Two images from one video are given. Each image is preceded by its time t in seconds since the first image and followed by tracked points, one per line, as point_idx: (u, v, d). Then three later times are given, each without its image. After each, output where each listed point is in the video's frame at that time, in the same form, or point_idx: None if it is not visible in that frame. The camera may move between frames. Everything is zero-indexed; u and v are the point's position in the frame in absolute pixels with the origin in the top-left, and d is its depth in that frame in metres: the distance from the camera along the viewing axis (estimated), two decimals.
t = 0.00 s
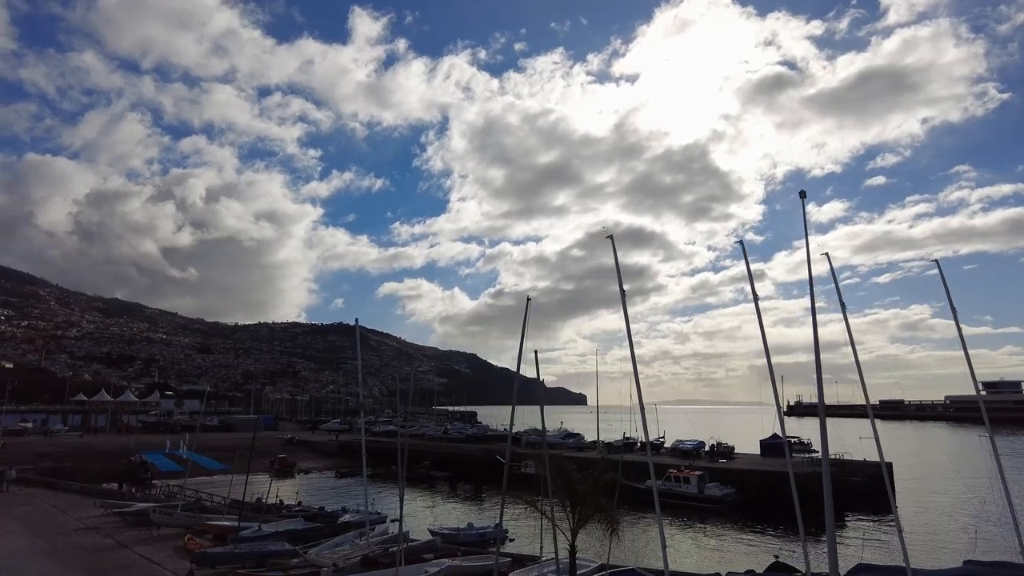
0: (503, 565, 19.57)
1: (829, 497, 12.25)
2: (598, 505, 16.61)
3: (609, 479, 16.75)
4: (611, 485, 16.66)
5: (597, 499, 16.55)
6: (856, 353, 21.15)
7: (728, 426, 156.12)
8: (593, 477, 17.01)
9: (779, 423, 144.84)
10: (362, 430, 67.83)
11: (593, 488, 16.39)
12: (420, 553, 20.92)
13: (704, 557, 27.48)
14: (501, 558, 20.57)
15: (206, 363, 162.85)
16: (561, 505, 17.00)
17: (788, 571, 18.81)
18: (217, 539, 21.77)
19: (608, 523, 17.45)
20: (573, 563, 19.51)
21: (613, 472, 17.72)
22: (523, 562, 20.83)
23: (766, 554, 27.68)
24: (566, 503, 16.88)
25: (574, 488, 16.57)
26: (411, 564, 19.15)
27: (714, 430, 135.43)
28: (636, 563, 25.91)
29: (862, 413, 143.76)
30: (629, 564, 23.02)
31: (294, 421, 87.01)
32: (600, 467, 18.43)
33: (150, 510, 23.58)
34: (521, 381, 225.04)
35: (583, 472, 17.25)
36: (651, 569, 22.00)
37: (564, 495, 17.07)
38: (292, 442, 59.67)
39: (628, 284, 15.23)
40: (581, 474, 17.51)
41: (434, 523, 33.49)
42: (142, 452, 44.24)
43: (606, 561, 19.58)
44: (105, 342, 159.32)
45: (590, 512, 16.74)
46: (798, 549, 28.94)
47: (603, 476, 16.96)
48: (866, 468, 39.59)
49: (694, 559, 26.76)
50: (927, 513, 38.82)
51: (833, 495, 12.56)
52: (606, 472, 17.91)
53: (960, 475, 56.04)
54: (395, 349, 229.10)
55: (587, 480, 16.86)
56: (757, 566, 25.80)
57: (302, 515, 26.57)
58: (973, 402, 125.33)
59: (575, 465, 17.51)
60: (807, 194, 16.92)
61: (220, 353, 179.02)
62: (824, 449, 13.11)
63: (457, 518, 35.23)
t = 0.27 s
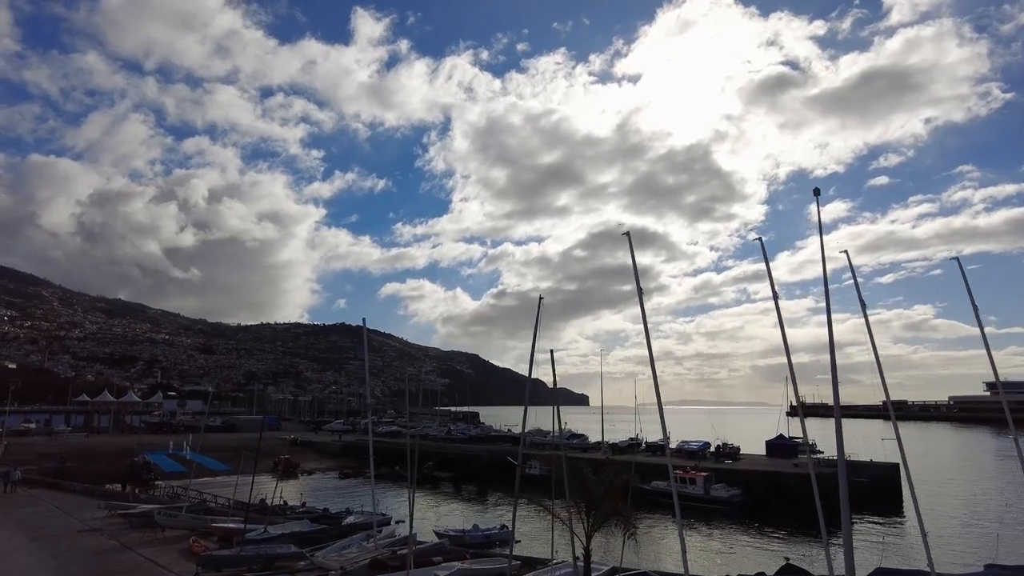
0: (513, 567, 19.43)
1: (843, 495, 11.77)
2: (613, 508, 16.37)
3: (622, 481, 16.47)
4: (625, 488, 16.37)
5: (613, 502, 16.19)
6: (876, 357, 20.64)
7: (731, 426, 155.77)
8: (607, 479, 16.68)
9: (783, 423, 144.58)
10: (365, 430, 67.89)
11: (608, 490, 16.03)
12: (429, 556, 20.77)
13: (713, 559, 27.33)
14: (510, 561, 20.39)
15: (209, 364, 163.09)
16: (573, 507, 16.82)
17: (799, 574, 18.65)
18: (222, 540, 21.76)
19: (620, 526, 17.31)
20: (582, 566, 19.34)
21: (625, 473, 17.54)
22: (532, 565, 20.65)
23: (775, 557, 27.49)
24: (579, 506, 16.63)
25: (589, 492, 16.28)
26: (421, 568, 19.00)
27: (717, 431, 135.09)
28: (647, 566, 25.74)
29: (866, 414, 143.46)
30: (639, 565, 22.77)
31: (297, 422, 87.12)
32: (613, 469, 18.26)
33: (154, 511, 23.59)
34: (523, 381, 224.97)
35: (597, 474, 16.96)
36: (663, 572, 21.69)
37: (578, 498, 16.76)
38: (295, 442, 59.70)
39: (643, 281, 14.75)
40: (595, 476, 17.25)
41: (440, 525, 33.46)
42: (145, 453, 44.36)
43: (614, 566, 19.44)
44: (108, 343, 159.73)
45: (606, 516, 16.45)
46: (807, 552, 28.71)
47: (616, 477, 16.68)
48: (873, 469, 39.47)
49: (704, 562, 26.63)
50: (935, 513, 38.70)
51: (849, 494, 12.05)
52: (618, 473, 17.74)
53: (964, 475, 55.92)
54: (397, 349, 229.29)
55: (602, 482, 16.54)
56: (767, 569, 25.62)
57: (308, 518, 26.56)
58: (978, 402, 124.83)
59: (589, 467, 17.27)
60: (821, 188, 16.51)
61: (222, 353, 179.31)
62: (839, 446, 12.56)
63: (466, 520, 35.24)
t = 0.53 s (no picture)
0: (522, 565, 19.41)
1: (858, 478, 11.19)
2: (625, 505, 16.26)
3: (633, 477, 16.37)
4: (637, 485, 16.29)
5: (626, 499, 16.09)
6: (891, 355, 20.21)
7: (733, 422, 156.01)
8: (620, 476, 16.57)
9: (784, 419, 144.68)
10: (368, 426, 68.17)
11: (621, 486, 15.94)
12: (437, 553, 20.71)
13: (719, 556, 27.36)
14: (518, 557, 20.35)
15: (210, 360, 163.33)
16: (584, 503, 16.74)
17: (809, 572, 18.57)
18: (227, 537, 21.80)
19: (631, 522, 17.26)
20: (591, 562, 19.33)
21: (636, 470, 17.46)
22: (541, 561, 20.65)
23: (780, 552, 27.51)
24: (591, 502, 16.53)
25: (602, 489, 16.15)
26: (428, 565, 18.97)
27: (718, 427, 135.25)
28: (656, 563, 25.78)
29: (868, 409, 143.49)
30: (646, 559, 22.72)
31: (299, 417, 87.45)
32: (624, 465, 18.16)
33: (158, 507, 23.65)
34: (524, 377, 225.44)
35: (610, 471, 16.85)
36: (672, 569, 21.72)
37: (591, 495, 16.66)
38: (298, 438, 59.89)
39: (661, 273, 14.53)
40: (607, 473, 17.14)
41: (445, 520, 33.52)
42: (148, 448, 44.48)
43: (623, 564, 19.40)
44: (110, 339, 160.00)
45: (620, 513, 16.34)
46: (811, 548, 28.70)
47: (628, 473, 16.56)
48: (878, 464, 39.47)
49: (711, 558, 26.67)
50: (939, 509, 38.70)
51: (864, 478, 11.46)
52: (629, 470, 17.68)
53: (968, 470, 55.96)
54: (398, 345, 229.72)
55: (615, 478, 16.44)
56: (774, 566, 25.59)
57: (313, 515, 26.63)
58: (980, 397, 124.80)
59: (600, 463, 17.19)
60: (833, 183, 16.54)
61: (224, 349, 179.57)
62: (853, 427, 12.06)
63: (471, 515, 35.30)
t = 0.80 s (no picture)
0: (531, 567, 19.34)
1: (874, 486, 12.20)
2: (644, 504, 15.82)
3: (650, 478, 15.91)
4: (654, 487, 15.84)
5: (643, 501, 15.70)
6: (918, 347, 20.10)
7: (734, 421, 156.06)
8: (636, 477, 16.14)
9: (786, 419, 144.64)
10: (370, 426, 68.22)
11: (639, 489, 15.55)
12: (447, 555, 20.51)
13: (726, 558, 27.18)
14: (529, 559, 20.15)
15: (212, 359, 163.41)
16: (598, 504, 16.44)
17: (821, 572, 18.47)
18: (232, 539, 21.71)
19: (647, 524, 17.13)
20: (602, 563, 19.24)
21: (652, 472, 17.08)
22: (550, 563, 20.36)
23: (786, 555, 27.35)
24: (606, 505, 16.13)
25: (618, 492, 15.75)
26: (438, 568, 18.87)
27: (720, 426, 135.26)
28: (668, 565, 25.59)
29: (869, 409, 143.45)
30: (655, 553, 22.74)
31: (301, 417, 87.66)
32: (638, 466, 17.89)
33: (161, 508, 23.59)
34: (525, 377, 225.74)
35: (626, 474, 16.56)
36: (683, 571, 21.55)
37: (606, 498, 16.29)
38: (300, 437, 59.88)
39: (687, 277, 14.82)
40: (622, 475, 16.79)
41: (449, 521, 33.49)
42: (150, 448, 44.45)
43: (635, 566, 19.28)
44: (111, 339, 160.10)
45: (637, 514, 15.91)
46: (819, 549, 28.57)
47: (645, 474, 16.09)
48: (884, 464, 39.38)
49: (720, 561, 26.51)
50: (946, 509, 38.60)
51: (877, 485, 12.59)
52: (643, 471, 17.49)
53: (972, 470, 55.91)
54: (399, 344, 229.91)
55: (630, 480, 16.00)
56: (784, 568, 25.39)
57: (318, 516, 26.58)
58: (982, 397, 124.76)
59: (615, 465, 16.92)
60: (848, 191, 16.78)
61: (225, 349, 179.68)
62: (869, 438, 13.26)
63: (476, 516, 35.23)
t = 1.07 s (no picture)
0: (542, 566, 19.30)
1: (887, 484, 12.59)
2: (661, 503, 15.65)
3: (665, 478, 15.74)
4: (669, 488, 15.64)
5: (660, 500, 15.59)
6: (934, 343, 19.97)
7: (737, 419, 155.95)
8: (652, 476, 16.02)
9: (788, 417, 144.51)
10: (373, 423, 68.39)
11: (655, 489, 15.42)
12: (458, 554, 20.37)
13: (734, 558, 27.08)
14: (541, 558, 20.09)
15: (214, 357, 163.65)
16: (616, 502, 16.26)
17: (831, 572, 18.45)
18: (239, 538, 21.68)
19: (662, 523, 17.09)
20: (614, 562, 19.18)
21: (667, 471, 16.91)
22: (562, 563, 20.28)
23: (798, 554, 27.24)
24: (625, 505, 15.98)
25: (636, 493, 15.58)
26: (449, 567, 18.83)
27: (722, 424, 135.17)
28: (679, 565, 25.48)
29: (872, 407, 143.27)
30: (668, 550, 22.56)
31: (304, 414, 87.90)
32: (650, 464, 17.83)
33: (167, 506, 23.62)
34: (527, 375, 226.10)
35: (643, 474, 16.43)
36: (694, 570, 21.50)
37: (625, 498, 16.12)
38: (303, 434, 59.96)
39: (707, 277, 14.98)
40: (639, 473, 16.68)
41: (454, 519, 33.61)
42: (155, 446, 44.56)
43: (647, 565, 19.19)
44: (113, 336, 160.43)
45: (654, 513, 15.71)
46: (827, 548, 28.45)
47: (661, 473, 15.94)
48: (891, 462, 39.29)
49: (730, 561, 26.43)
50: (954, 507, 38.49)
51: (892, 483, 12.96)
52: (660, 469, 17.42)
53: (977, 467, 55.84)
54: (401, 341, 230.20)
55: (647, 480, 15.90)
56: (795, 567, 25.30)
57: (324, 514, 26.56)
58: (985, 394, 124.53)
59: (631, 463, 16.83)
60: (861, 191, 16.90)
61: (227, 346, 179.99)
62: (883, 438, 13.67)
63: (482, 514, 35.23)
